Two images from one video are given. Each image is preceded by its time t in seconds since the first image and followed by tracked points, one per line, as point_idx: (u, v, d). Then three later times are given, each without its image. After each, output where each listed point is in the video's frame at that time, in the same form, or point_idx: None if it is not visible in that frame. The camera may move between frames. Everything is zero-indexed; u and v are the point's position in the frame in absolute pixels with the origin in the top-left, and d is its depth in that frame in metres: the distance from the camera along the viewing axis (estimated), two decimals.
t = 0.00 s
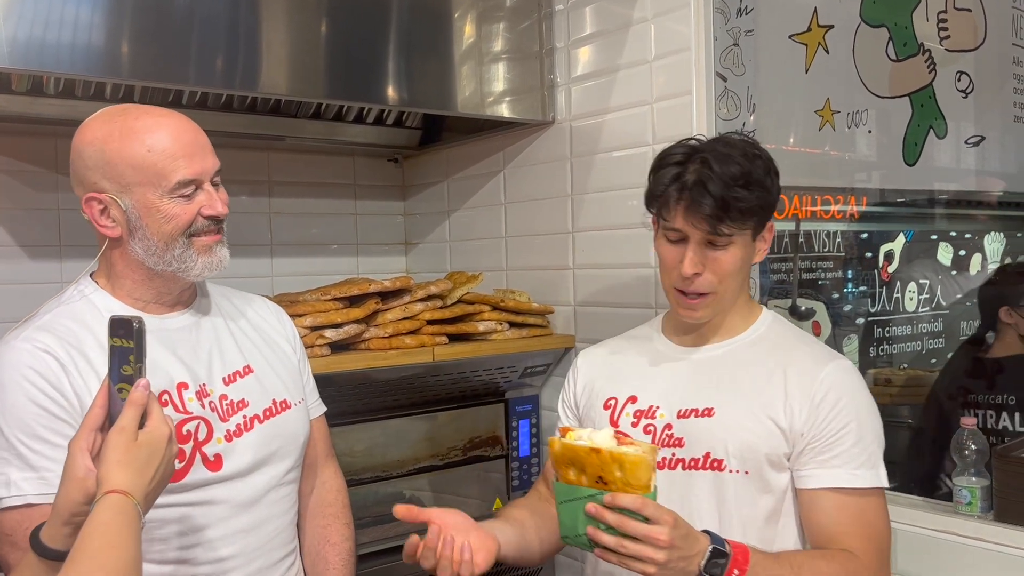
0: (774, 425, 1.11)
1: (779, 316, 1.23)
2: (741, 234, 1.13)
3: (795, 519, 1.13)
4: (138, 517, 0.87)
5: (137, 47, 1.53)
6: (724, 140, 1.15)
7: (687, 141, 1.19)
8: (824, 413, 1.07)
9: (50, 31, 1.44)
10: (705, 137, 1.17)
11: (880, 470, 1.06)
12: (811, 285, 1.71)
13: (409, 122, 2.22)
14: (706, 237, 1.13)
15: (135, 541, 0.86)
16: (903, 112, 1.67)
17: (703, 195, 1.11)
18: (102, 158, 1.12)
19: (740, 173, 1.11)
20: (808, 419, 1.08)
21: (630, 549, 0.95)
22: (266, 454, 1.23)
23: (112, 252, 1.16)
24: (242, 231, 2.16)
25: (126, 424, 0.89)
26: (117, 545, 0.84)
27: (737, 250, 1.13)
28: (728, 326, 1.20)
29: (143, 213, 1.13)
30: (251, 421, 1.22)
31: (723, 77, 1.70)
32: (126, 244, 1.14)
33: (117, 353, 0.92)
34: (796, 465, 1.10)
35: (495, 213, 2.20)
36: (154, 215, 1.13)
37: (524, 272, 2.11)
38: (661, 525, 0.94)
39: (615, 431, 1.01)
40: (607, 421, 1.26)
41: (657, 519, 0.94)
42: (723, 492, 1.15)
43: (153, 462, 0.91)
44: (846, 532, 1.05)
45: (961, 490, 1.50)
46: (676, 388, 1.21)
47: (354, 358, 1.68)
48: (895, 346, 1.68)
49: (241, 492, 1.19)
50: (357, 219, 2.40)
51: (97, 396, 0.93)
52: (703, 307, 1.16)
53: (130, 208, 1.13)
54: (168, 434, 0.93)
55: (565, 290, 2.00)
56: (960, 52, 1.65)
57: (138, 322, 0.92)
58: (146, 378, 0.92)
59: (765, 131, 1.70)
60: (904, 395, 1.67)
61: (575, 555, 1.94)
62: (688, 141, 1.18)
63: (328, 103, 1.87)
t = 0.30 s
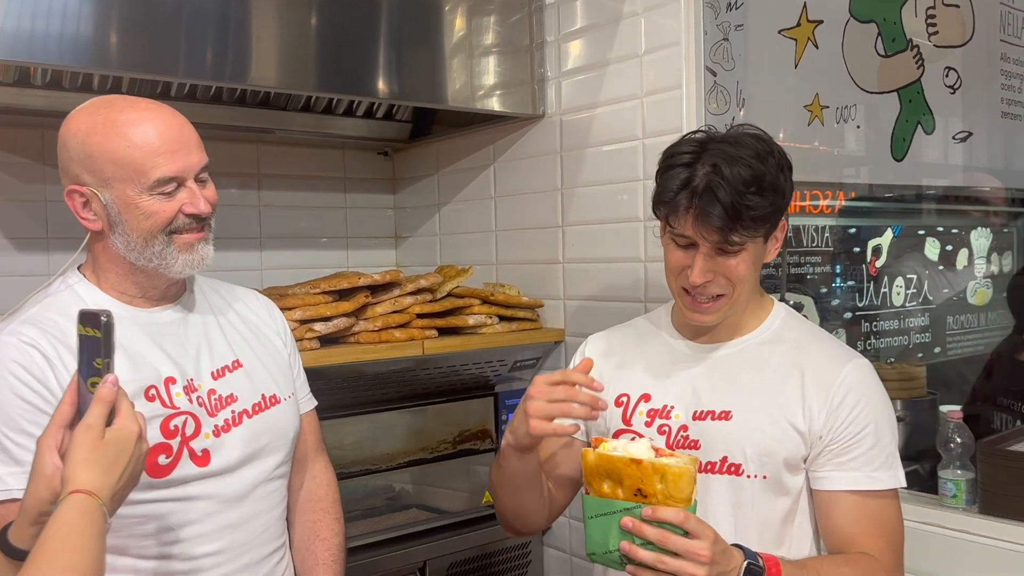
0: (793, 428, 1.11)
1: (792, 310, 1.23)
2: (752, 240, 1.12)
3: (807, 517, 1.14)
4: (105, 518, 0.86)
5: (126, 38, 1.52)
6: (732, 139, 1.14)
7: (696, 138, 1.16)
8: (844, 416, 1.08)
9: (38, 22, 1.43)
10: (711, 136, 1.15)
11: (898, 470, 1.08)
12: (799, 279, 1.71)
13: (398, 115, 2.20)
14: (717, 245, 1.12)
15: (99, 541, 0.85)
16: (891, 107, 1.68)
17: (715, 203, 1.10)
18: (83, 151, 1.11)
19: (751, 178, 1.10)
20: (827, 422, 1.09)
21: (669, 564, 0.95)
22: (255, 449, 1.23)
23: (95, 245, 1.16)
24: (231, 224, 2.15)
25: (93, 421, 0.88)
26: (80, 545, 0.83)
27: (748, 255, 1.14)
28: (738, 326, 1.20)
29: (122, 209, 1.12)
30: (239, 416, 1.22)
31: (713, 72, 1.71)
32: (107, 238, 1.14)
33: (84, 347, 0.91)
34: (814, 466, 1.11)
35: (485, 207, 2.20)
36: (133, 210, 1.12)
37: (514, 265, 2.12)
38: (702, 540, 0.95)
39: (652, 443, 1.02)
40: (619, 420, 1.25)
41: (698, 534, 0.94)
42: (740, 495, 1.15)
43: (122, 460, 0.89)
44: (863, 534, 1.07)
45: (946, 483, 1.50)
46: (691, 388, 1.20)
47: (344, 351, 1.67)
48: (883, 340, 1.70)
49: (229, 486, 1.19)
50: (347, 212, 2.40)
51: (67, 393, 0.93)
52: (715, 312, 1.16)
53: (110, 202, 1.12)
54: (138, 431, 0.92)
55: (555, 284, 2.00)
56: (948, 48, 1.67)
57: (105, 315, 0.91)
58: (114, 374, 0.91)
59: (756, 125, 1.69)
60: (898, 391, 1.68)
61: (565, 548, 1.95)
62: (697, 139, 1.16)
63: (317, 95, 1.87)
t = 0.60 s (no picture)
0: (790, 427, 1.12)
1: (791, 304, 1.24)
2: (750, 240, 1.12)
3: (802, 514, 1.15)
4: (70, 515, 0.86)
5: (106, 26, 1.50)
6: (730, 136, 1.13)
7: (694, 134, 1.16)
8: (841, 416, 1.09)
9: (16, 9, 1.41)
10: (708, 133, 1.15)
11: (893, 469, 1.08)
12: (781, 273, 1.70)
13: (382, 106, 2.17)
14: (714, 246, 1.12)
15: (65, 538, 0.85)
16: (873, 101, 1.69)
17: (711, 205, 1.10)
18: (64, 139, 1.10)
19: (747, 177, 1.10)
20: (823, 420, 1.09)
21: (658, 548, 0.96)
22: (238, 443, 1.22)
23: (76, 236, 1.15)
24: (213, 215, 2.14)
25: (61, 416, 0.87)
26: (43, 544, 0.83)
27: (746, 254, 1.14)
28: (737, 321, 1.21)
29: (102, 198, 1.11)
30: (222, 409, 1.22)
31: (697, 65, 1.70)
32: (87, 228, 1.13)
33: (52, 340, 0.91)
34: (808, 464, 1.11)
35: (469, 199, 2.20)
36: (113, 200, 1.11)
37: (498, 258, 2.12)
38: (692, 523, 0.97)
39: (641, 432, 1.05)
40: (617, 417, 1.26)
41: (689, 516, 0.96)
42: (735, 494, 1.15)
43: (90, 455, 0.89)
44: (858, 531, 1.07)
45: (924, 474, 1.52)
46: (690, 385, 1.21)
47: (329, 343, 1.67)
48: (863, 333, 1.71)
49: (211, 480, 1.18)
50: (330, 204, 2.39)
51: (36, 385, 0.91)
52: (712, 311, 1.17)
53: (90, 191, 1.11)
54: (108, 426, 0.91)
55: (539, 276, 2.00)
56: (930, 43, 1.69)
57: (74, 305, 0.90)
58: (83, 368, 0.90)
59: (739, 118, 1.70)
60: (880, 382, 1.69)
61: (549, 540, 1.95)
62: (696, 136, 1.16)
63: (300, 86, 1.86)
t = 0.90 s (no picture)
0: (777, 424, 1.12)
1: (782, 302, 1.24)
2: (740, 234, 1.12)
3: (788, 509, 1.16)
4: (58, 513, 0.85)
5: (93, 19, 1.49)
6: (721, 130, 1.13)
7: (687, 128, 1.16)
8: (826, 413, 1.09)
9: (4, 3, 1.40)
10: (697, 126, 1.16)
11: (878, 465, 1.09)
12: (769, 270, 1.75)
13: (373, 103, 2.17)
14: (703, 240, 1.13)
15: (53, 537, 0.84)
16: (862, 100, 1.69)
17: (699, 198, 1.10)
18: (57, 133, 1.09)
19: (736, 170, 1.10)
20: (809, 416, 1.10)
21: (632, 522, 1.00)
22: (230, 441, 1.22)
23: (68, 230, 1.14)
24: (201, 210, 2.12)
25: (49, 413, 0.87)
26: (30, 543, 0.82)
27: (736, 248, 1.14)
28: (729, 315, 1.22)
29: (95, 192, 1.10)
30: (215, 406, 1.21)
31: (687, 62, 1.74)
32: (79, 223, 1.12)
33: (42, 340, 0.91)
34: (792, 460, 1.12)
35: (460, 196, 2.19)
36: (107, 195, 1.10)
37: (489, 255, 2.11)
38: (663, 496, 1.01)
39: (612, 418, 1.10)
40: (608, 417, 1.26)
41: (660, 487, 1.01)
42: (727, 492, 1.16)
43: (79, 453, 0.88)
44: (839, 525, 1.08)
45: (912, 470, 1.52)
46: (681, 382, 1.22)
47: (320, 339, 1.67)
48: (852, 329, 1.74)
49: (203, 478, 1.18)
50: (320, 199, 2.38)
51: (26, 383, 0.92)
52: (702, 304, 1.17)
53: (83, 186, 1.10)
54: (98, 423, 0.91)
55: (529, 273, 2.00)
56: (919, 42, 1.67)
57: (60, 303, 0.89)
58: (72, 364, 0.90)
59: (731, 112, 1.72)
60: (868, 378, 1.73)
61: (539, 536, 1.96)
62: (687, 130, 1.16)
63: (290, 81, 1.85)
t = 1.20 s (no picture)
0: (747, 419, 1.12)
1: (754, 296, 1.24)
2: (702, 232, 1.12)
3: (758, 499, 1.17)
4: (63, 509, 0.85)
5: (82, 14, 1.48)
6: (684, 129, 1.13)
7: (651, 127, 1.16)
8: (795, 407, 1.09)
9: None
10: (660, 125, 1.15)
11: (849, 459, 1.09)
12: (760, 267, 1.73)
13: (363, 98, 2.18)
14: (665, 239, 1.13)
15: (55, 535, 0.84)
16: (853, 97, 1.71)
17: (658, 198, 1.11)
18: (49, 128, 1.08)
19: (695, 169, 1.10)
20: (779, 411, 1.10)
21: (598, 498, 1.00)
22: (222, 437, 1.22)
23: (60, 226, 1.14)
24: (191, 206, 2.11)
25: (53, 410, 0.86)
26: (33, 541, 0.81)
27: (699, 247, 1.14)
28: (700, 313, 1.22)
29: (87, 187, 1.10)
30: (207, 403, 1.21)
31: (678, 59, 1.69)
32: (72, 218, 1.11)
33: (46, 335, 0.90)
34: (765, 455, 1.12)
35: (450, 192, 2.19)
36: (99, 190, 1.10)
37: (479, 251, 2.11)
38: (626, 471, 1.02)
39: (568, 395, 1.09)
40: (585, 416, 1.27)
41: (623, 462, 1.02)
42: (700, 488, 1.16)
43: (82, 451, 0.88)
44: (806, 517, 1.08)
45: (900, 466, 1.53)
46: (654, 378, 1.22)
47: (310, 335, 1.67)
48: (841, 326, 1.75)
49: (195, 474, 1.18)
50: (310, 195, 2.37)
51: (29, 379, 0.91)
52: (669, 302, 1.18)
53: (76, 181, 1.10)
54: (100, 420, 0.90)
55: (520, 269, 2.00)
56: (908, 39, 1.71)
57: (65, 299, 0.88)
58: (75, 361, 0.89)
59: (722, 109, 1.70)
60: (857, 375, 1.71)
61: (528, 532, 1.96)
62: (650, 129, 1.16)
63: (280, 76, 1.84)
